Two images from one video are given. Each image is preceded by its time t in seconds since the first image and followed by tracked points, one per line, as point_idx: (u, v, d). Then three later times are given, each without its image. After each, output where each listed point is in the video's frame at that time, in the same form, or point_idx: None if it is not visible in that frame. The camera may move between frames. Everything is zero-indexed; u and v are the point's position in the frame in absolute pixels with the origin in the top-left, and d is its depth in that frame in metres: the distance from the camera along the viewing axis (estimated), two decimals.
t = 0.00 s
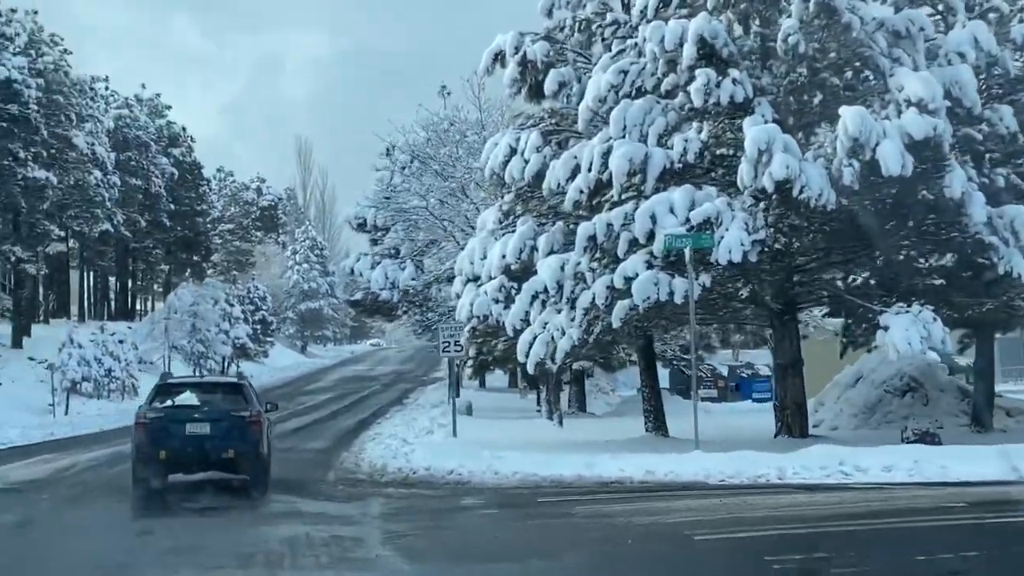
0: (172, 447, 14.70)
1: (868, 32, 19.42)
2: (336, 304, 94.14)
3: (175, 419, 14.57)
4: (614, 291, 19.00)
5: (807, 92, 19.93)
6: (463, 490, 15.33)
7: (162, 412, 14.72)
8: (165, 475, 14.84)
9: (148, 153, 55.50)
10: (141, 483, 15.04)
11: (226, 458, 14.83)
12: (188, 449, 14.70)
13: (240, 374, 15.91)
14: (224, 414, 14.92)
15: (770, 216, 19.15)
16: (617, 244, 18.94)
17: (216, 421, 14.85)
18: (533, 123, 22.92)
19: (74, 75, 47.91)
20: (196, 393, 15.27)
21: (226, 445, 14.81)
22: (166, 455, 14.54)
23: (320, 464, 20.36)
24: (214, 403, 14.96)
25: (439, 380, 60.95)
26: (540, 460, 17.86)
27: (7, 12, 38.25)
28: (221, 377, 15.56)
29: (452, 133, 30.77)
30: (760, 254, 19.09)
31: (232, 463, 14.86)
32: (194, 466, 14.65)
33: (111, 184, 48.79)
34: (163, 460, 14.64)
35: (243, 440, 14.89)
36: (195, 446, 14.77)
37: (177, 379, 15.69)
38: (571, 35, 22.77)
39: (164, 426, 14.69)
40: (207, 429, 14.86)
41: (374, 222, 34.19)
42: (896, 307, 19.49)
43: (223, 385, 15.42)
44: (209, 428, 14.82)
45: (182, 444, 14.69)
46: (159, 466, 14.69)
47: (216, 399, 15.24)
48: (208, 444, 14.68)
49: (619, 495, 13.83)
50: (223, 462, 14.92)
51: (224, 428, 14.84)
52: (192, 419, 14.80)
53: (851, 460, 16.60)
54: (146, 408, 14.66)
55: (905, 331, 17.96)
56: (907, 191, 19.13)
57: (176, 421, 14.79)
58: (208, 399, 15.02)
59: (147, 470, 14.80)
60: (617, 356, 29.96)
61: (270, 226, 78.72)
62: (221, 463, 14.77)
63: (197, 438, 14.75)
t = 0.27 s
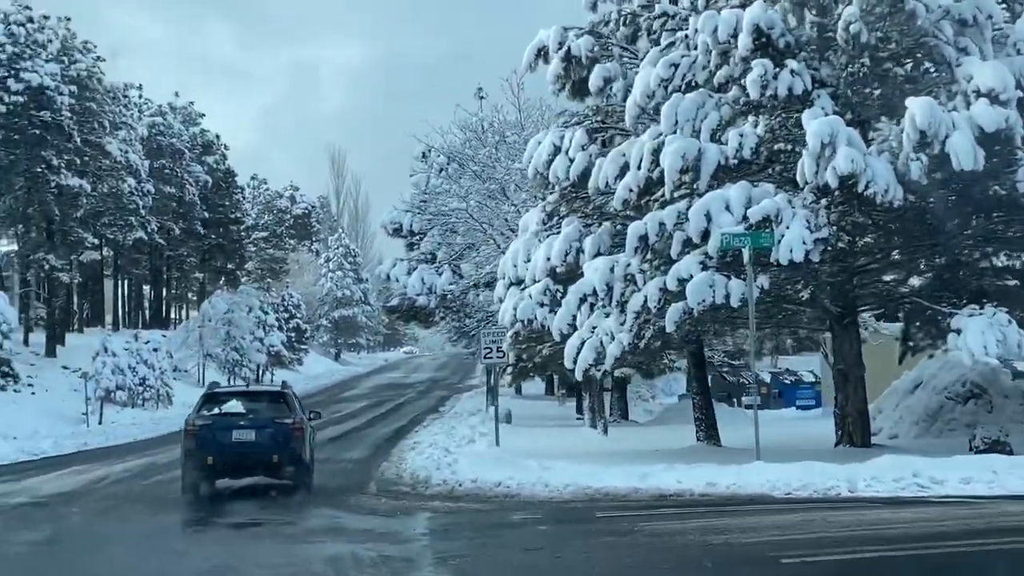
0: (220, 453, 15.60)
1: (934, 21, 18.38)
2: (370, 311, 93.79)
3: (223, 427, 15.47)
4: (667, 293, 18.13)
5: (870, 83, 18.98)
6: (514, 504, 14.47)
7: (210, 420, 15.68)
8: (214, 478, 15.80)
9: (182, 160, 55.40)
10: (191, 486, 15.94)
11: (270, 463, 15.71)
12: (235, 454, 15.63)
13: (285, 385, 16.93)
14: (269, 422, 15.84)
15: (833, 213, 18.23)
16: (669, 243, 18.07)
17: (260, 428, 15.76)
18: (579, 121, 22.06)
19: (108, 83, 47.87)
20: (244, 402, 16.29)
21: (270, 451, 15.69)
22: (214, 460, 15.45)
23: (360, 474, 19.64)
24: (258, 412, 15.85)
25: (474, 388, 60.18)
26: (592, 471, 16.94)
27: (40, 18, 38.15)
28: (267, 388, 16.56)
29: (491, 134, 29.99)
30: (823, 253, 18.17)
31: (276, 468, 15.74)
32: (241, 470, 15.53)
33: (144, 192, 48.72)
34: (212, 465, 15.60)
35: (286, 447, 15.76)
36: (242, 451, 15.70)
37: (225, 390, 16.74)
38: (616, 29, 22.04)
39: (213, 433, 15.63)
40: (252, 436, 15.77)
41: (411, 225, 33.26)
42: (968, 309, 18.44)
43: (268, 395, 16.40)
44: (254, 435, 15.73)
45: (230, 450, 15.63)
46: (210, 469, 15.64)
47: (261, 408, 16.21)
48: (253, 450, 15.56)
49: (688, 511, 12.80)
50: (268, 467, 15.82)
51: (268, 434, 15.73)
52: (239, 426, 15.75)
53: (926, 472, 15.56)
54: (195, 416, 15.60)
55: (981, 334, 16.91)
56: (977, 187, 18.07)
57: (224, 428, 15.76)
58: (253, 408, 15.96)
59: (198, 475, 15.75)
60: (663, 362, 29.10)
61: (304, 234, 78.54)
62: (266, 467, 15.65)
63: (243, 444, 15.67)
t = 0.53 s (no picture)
0: (272, 458, 16.04)
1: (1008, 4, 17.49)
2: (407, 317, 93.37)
3: (275, 434, 15.89)
4: (727, 294, 17.18)
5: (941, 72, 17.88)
6: (571, 517, 13.55)
7: (263, 427, 16.11)
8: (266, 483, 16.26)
9: (221, 166, 55.26)
10: (243, 490, 16.36)
11: (319, 470, 16.11)
12: (286, 460, 16.05)
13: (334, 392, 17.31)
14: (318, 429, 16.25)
15: (907, 208, 17.21)
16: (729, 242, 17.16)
17: (310, 436, 16.17)
18: (628, 115, 21.28)
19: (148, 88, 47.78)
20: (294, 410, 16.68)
21: (319, 458, 16.09)
22: (266, 465, 15.87)
23: (405, 482, 18.91)
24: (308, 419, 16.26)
25: (514, 395, 59.34)
26: (649, 482, 16.00)
27: (79, 23, 37.99)
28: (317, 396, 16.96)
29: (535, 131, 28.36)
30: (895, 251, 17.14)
31: (325, 474, 16.17)
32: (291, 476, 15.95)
33: (183, 197, 48.62)
34: (264, 470, 16.04)
35: (334, 454, 16.17)
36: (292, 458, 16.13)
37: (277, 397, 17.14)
38: (668, 20, 21.21)
39: (265, 439, 16.06)
40: (302, 443, 16.17)
41: (452, 227, 32.42)
42: None
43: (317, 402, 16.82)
44: (304, 441, 16.14)
45: (281, 456, 16.05)
46: (262, 475, 16.09)
47: (311, 415, 16.60)
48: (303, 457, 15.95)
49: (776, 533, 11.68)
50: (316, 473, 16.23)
51: (318, 441, 16.14)
52: (289, 433, 16.15)
53: (1013, 485, 14.46)
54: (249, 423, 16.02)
55: None
56: None
57: (275, 435, 16.17)
58: (304, 416, 16.36)
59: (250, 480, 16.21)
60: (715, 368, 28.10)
61: (341, 240, 78.27)
62: (315, 473, 16.06)
63: (294, 451, 16.09)
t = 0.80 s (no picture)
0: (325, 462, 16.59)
1: None
2: (446, 321, 92.70)
3: (328, 438, 16.38)
4: (796, 292, 16.06)
5: None
6: (636, 532, 12.52)
7: (316, 432, 16.64)
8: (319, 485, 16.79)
9: (259, 169, 54.98)
10: (297, 492, 16.90)
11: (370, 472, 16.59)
12: (338, 463, 16.54)
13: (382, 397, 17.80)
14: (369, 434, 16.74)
15: (990, 199, 15.98)
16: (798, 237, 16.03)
17: (361, 440, 16.65)
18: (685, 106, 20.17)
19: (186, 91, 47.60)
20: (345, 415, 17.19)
21: (370, 461, 16.57)
22: (320, 469, 16.37)
23: (453, 491, 17.95)
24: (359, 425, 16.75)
25: (555, 399, 58.31)
26: (714, 493, 14.86)
27: (117, 25, 37.80)
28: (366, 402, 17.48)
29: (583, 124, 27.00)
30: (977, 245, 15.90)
31: (375, 478, 16.65)
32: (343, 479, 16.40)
33: (221, 200, 48.38)
34: (318, 473, 16.55)
35: (384, 458, 16.66)
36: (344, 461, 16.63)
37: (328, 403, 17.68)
38: (725, 5, 20.18)
39: (318, 444, 16.59)
40: (353, 447, 16.66)
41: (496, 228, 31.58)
42: None
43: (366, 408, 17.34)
44: (355, 445, 16.63)
45: (334, 460, 16.55)
46: (316, 477, 16.61)
47: (361, 420, 17.10)
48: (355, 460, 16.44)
49: (884, 558, 10.36)
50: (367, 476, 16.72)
51: (368, 444, 16.64)
52: (341, 437, 16.65)
53: None
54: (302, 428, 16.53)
55: None
56: None
57: (328, 440, 16.68)
58: (354, 421, 16.84)
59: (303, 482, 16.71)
60: (772, 371, 26.99)
61: (379, 244, 77.87)
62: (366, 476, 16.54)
63: (346, 455, 16.60)
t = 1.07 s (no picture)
0: (380, 462, 17.10)
1: None
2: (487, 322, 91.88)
3: (382, 437, 16.94)
4: (871, 288, 14.89)
5: None
6: (706, 547, 11.43)
7: (371, 432, 17.23)
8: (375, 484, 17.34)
9: (299, 169, 54.52)
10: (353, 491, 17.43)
11: (423, 471, 17.08)
12: (393, 463, 17.07)
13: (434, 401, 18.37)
14: (421, 434, 17.28)
15: None
16: (872, 229, 14.77)
17: (414, 440, 17.17)
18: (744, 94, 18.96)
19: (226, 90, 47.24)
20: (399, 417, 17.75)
21: (422, 460, 17.07)
22: (375, 467, 16.91)
23: (503, 498, 16.96)
24: (411, 426, 17.28)
25: (600, 401, 57.13)
26: (786, 504, 13.70)
27: (156, 23, 37.45)
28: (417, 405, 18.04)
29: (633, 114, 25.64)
30: None
31: (428, 476, 17.14)
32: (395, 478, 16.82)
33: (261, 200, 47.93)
34: (373, 472, 17.08)
35: (437, 457, 17.14)
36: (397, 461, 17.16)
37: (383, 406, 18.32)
38: None
39: (373, 444, 17.15)
40: (406, 447, 17.18)
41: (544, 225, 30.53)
42: None
43: (418, 411, 17.93)
44: (407, 445, 17.16)
45: (388, 459, 17.07)
46: (371, 476, 17.15)
47: (413, 421, 17.66)
48: (408, 459, 16.96)
49: None
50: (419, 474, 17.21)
51: (419, 444, 17.16)
52: (394, 438, 17.20)
53: None
54: (357, 429, 17.14)
55: None
56: None
57: (383, 440, 17.23)
58: (407, 422, 17.40)
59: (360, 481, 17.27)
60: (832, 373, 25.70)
61: (420, 245, 77.22)
62: (418, 475, 17.02)
63: (399, 454, 17.13)
